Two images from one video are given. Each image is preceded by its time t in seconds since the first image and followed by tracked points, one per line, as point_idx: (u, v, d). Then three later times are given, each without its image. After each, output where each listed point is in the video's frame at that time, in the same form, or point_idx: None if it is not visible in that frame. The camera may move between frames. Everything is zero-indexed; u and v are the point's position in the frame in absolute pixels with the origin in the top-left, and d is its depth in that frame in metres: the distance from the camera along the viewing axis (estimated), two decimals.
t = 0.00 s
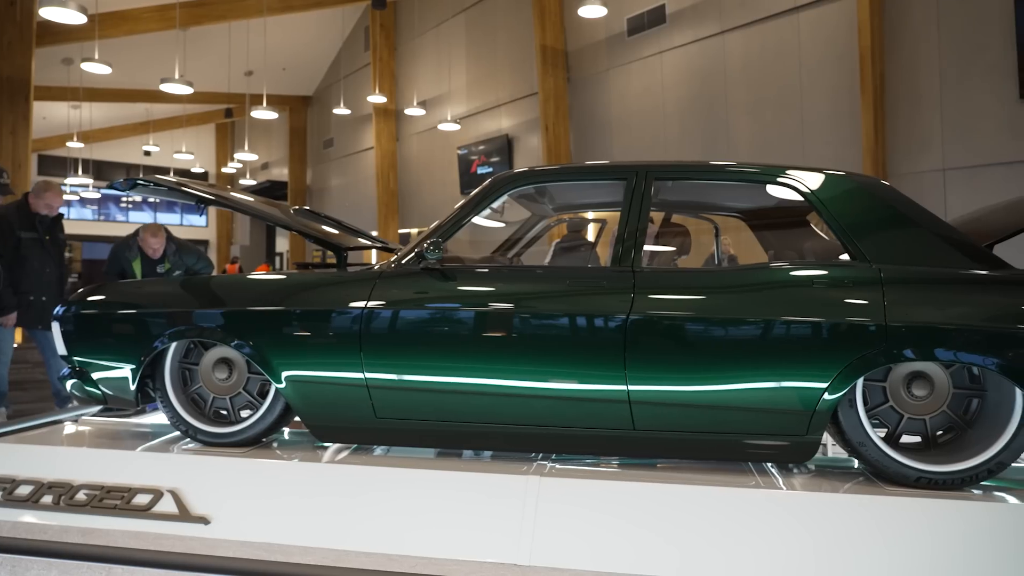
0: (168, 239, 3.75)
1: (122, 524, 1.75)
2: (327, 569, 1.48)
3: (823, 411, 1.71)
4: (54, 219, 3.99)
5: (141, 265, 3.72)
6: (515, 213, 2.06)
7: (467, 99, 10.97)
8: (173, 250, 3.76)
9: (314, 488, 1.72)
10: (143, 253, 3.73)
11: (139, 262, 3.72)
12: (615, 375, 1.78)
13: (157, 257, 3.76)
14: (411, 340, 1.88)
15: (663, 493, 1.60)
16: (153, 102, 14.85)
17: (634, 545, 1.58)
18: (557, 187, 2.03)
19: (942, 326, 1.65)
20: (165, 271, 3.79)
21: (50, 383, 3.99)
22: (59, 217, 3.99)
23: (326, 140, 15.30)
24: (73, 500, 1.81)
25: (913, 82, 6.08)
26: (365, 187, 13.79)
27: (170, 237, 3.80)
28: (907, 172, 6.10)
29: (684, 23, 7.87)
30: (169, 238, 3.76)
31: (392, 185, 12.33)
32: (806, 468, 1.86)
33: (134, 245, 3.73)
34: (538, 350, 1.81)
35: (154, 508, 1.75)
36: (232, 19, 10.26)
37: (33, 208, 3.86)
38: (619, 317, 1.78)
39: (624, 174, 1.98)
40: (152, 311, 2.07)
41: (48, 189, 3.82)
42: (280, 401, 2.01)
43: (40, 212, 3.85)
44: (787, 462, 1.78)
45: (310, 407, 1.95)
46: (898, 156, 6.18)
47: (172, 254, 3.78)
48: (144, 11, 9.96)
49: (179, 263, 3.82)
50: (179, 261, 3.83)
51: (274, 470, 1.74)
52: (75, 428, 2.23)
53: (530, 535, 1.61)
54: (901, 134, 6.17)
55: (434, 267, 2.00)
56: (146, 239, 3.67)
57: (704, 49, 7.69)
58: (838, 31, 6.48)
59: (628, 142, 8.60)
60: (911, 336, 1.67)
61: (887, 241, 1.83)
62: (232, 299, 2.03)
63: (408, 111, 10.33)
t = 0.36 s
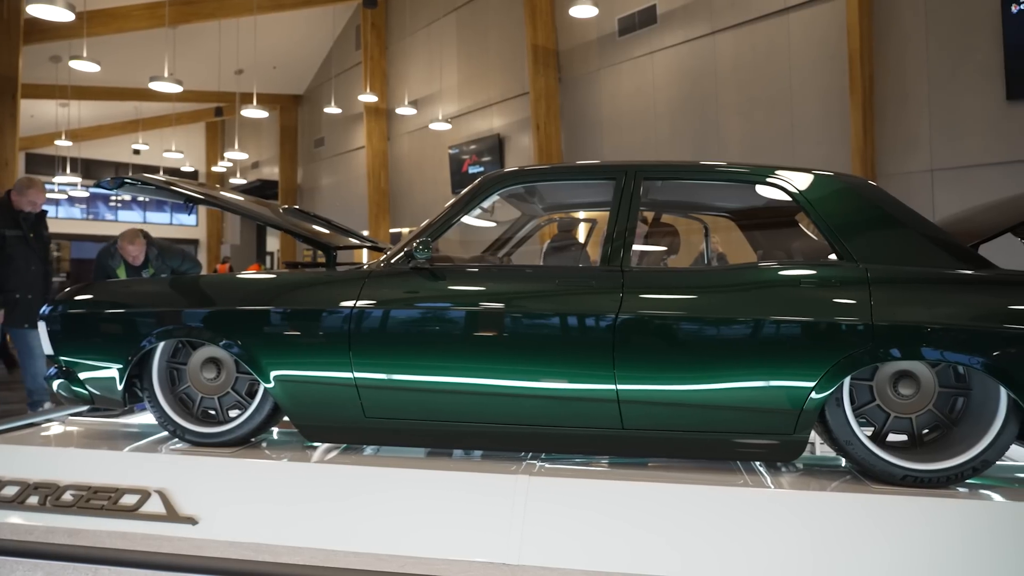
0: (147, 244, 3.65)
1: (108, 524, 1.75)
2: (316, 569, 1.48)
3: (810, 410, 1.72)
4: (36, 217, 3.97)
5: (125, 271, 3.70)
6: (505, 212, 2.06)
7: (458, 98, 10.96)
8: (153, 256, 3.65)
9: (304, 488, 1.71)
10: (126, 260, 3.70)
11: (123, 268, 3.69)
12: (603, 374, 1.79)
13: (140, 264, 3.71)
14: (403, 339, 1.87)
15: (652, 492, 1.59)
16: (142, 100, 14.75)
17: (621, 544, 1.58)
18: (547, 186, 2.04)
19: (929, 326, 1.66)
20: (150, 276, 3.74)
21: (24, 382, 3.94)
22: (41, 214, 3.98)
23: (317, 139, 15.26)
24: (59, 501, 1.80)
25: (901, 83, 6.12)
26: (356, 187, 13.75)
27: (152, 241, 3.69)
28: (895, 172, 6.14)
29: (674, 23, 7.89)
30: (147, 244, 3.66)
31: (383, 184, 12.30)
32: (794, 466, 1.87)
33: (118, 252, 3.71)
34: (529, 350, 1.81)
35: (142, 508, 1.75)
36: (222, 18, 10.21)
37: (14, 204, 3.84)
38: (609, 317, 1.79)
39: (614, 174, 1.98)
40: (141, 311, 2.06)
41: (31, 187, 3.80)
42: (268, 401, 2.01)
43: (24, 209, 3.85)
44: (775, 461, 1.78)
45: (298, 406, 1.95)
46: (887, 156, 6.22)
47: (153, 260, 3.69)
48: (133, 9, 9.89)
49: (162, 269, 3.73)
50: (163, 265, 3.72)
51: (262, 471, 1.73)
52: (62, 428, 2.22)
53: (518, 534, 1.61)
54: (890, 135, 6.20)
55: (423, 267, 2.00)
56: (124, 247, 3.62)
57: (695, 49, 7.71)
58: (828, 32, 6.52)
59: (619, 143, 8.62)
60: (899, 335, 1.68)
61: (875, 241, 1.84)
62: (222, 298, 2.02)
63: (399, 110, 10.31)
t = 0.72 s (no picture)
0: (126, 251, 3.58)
1: (96, 524, 1.74)
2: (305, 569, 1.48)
3: (798, 409, 1.73)
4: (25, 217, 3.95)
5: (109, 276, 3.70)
6: (496, 211, 2.06)
7: (450, 97, 10.95)
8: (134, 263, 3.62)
9: (294, 488, 1.71)
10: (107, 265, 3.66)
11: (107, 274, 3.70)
12: (593, 373, 1.79)
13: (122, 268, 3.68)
14: (394, 339, 1.87)
15: (641, 490, 1.60)
16: (132, 98, 14.65)
17: (610, 543, 1.58)
18: (537, 186, 2.04)
19: (918, 325, 1.67)
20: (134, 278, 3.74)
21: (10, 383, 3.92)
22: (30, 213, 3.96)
23: (308, 138, 15.20)
24: (46, 502, 1.79)
25: (891, 83, 6.15)
26: (347, 186, 13.70)
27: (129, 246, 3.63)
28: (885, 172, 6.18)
29: (666, 23, 7.90)
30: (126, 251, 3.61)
31: (374, 183, 12.27)
32: (783, 465, 1.88)
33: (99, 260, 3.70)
34: (520, 348, 1.81)
35: (130, 509, 1.74)
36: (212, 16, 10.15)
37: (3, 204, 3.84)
38: (600, 316, 1.79)
39: (603, 173, 1.99)
40: (130, 310, 2.05)
41: (20, 186, 3.79)
42: (258, 400, 2.00)
43: (12, 208, 3.85)
44: (764, 459, 1.79)
45: (287, 406, 1.94)
46: (876, 156, 6.26)
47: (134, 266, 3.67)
48: (122, 7, 9.82)
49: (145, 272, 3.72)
50: (146, 270, 3.70)
51: (252, 471, 1.73)
52: (50, 429, 2.20)
53: (507, 532, 1.61)
54: (880, 135, 6.24)
55: (412, 266, 2.00)
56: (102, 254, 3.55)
57: (686, 49, 7.73)
58: (818, 32, 6.54)
59: (611, 142, 8.63)
60: (886, 334, 1.69)
61: (863, 241, 1.85)
62: (212, 297, 2.01)
63: (391, 110, 10.29)
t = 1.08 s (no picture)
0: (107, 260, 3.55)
1: (83, 525, 1.74)
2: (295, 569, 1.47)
3: (787, 407, 1.73)
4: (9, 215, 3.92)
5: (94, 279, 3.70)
6: (486, 210, 2.06)
7: (442, 96, 10.94)
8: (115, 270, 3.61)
9: (285, 488, 1.70)
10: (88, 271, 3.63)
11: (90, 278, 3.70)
12: (584, 372, 1.79)
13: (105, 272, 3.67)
14: (385, 338, 1.87)
15: (630, 489, 1.60)
16: (122, 97, 14.55)
17: (598, 541, 1.59)
18: (527, 185, 2.04)
19: (906, 324, 1.69)
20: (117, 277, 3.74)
21: None
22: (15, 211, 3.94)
23: (299, 137, 15.15)
24: (33, 502, 1.79)
25: (881, 84, 6.19)
26: (339, 185, 13.66)
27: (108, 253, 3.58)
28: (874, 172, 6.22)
29: (657, 23, 7.92)
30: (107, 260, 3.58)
31: (366, 182, 12.25)
32: (773, 463, 1.89)
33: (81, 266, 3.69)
34: (511, 348, 1.81)
35: (117, 509, 1.73)
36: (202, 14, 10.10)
37: None
38: (591, 315, 1.79)
39: (593, 172, 1.99)
40: (119, 309, 2.03)
41: (6, 182, 3.80)
42: (247, 400, 2.00)
43: None
44: (754, 457, 1.80)
45: (277, 406, 1.94)
46: (867, 156, 6.29)
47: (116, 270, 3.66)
48: (111, 5, 9.75)
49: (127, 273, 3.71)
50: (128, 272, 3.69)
51: (242, 471, 1.72)
52: (37, 429, 2.19)
53: (497, 531, 1.61)
54: (870, 135, 6.28)
55: (402, 265, 1.99)
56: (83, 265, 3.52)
57: (677, 49, 7.74)
58: (809, 33, 6.57)
59: (602, 142, 8.64)
60: (875, 332, 1.70)
61: (852, 240, 1.86)
62: (202, 296, 2.01)
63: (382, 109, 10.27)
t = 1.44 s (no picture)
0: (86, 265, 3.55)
1: (70, 526, 1.73)
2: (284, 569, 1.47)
3: (776, 406, 1.74)
4: None
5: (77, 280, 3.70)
6: (476, 209, 2.06)
7: (434, 96, 10.93)
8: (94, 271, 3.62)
9: (277, 488, 1.70)
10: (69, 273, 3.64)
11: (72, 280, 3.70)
12: (573, 372, 1.79)
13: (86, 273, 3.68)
14: (377, 338, 1.86)
15: (622, 488, 1.60)
16: (111, 95, 14.46)
17: (591, 540, 1.59)
18: (518, 185, 2.04)
19: (895, 323, 1.70)
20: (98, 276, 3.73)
21: None
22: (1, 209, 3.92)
23: (291, 136, 15.10)
24: (20, 503, 1.78)
25: (871, 84, 6.22)
26: (331, 184, 13.61)
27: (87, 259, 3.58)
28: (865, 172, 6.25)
29: (649, 23, 7.94)
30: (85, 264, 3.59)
31: (358, 181, 12.22)
32: (762, 461, 1.90)
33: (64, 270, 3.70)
34: (504, 347, 1.81)
35: (106, 510, 1.72)
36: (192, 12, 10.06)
37: None
38: (581, 316, 1.80)
39: (583, 172, 2.00)
40: (108, 308, 2.02)
41: None
42: (236, 400, 1.99)
43: None
44: (743, 456, 1.80)
45: (267, 405, 1.93)
46: (857, 157, 6.32)
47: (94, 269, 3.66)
48: (100, 2, 9.68)
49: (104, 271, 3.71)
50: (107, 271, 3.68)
51: (232, 470, 1.72)
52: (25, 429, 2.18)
53: (488, 531, 1.61)
54: (861, 135, 6.31)
55: (392, 264, 1.99)
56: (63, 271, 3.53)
57: (669, 48, 7.76)
58: (800, 33, 6.60)
59: (594, 141, 8.65)
60: (864, 332, 1.71)
61: (841, 241, 1.87)
62: (192, 295, 2.00)
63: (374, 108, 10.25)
